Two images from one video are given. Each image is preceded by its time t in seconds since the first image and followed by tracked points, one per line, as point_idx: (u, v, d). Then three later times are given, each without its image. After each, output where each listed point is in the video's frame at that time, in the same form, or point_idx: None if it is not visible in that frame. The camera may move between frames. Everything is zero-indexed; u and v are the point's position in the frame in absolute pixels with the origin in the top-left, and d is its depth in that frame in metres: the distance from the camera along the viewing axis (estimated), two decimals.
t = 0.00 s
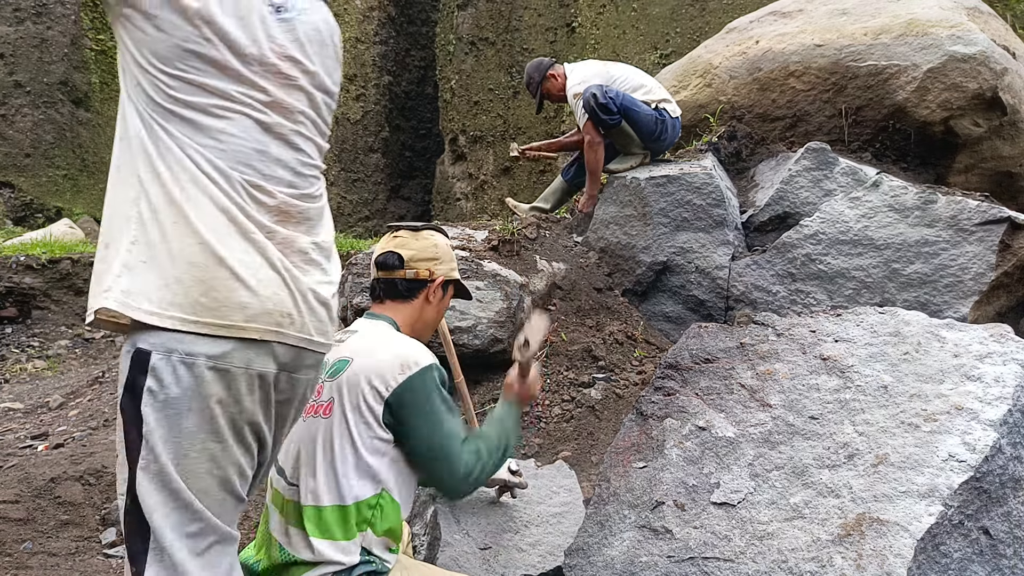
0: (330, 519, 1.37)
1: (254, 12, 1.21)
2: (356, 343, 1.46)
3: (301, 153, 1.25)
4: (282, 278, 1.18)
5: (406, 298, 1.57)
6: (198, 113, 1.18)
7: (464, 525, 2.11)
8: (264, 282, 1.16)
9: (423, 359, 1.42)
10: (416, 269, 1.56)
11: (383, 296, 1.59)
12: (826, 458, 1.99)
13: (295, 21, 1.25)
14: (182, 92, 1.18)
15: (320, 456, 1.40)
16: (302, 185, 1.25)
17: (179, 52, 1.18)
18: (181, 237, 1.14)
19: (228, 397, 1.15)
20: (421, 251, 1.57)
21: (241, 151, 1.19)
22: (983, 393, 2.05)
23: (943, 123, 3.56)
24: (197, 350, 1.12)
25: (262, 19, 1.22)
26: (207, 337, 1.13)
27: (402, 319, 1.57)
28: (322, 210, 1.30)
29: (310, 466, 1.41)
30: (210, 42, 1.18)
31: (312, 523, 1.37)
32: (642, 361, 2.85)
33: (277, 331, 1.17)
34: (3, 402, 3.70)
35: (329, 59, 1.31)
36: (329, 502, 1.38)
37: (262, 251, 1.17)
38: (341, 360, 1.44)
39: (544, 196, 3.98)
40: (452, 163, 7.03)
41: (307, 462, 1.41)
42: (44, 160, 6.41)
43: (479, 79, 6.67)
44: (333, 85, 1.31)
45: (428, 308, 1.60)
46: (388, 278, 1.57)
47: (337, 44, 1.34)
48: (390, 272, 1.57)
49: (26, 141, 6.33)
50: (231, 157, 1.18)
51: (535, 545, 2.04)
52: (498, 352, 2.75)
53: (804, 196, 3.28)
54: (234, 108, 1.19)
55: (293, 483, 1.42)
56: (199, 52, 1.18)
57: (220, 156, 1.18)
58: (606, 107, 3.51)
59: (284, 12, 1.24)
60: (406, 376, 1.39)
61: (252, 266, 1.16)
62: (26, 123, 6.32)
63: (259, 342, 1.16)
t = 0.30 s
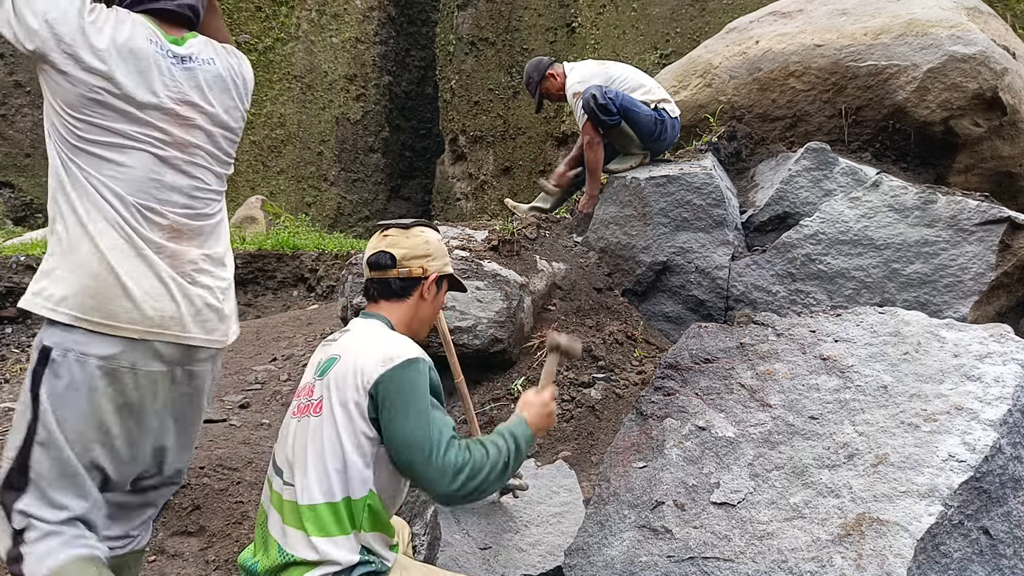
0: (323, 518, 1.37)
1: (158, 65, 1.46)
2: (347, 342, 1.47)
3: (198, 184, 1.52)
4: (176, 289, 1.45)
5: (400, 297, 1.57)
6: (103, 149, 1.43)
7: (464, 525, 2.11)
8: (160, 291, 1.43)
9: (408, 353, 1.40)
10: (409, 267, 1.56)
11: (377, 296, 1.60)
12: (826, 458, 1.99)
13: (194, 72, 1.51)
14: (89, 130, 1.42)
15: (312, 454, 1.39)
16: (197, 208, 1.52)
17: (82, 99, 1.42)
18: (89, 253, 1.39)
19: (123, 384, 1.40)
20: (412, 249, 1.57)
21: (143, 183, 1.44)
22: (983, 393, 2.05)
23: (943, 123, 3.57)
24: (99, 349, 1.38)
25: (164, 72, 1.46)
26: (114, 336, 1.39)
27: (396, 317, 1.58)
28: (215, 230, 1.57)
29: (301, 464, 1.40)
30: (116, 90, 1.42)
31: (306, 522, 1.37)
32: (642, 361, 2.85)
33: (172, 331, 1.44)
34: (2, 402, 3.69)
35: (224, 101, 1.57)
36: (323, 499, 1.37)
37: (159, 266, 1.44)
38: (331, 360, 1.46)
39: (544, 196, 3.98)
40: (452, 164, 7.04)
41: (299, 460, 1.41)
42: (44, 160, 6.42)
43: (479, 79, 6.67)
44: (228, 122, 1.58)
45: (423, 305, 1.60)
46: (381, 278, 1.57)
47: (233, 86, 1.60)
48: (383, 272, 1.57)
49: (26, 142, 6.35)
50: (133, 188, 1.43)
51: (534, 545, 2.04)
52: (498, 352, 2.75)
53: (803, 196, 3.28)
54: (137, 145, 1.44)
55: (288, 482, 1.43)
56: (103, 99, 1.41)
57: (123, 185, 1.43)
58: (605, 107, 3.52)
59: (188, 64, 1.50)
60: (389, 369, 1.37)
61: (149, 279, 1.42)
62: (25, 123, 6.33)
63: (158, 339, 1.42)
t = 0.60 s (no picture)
0: (329, 516, 1.37)
1: (115, 60, 1.65)
2: (354, 341, 1.47)
3: (149, 170, 1.68)
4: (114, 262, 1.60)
5: (402, 297, 1.57)
6: (58, 133, 1.62)
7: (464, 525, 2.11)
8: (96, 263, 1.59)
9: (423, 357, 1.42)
10: (412, 268, 1.56)
11: (379, 296, 1.59)
12: (825, 458, 1.99)
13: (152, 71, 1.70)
14: (53, 121, 1.61)
15: (318, 452, 1.39)
16: (149, 191, 1.68)
17: (49, 92, 1.61)
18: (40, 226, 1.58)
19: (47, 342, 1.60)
20: (415, 250, 1.57)
21: (93, 166, 1.61)
22: (983, 393, 2.05)
23: (943, 123, 3.56)
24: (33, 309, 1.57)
25: (123, 69, 1.66)
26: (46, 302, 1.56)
27: (398, 317, 1.57)
28: (169, 210, 1.73)
29: (307, 462, 1.40)
30: (75, 83, 1.61)
31: (310, 520, 1.37)
32: (642, 361, 2.85)
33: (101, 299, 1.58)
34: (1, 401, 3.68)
35: (180, 96, 1.75)
36: (329, 498, 1.38)
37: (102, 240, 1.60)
38: (339, 358, 1.46)
39: (544, 196, 3.97)
40: (452, 164, 7.02)
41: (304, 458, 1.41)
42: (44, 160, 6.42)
43: (479, 79, 6.66)
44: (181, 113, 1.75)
45: (425, 307, 1.60)
46: (384, 278, 1.57)
47: (189, 85, 1.78)
48: (386, 272, 1.57)
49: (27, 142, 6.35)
50: (84, 171, 1.61)
51: (535, 545, 2.04)
52: (498, 352, 2.75)
53: (803, 196, 3.28)
54: (86, 134, 1.62)
55: (293, 479, 1.42)
56: (65, 94, 1.61)
57: (77, 168, 1.61)
58: (606, 107, 3.52)
59: (147, 62, 1.70)
60: (403, 374, 1.39)
61: (86, 253, 1.58)
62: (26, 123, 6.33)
63: (84, 308, 1.58)
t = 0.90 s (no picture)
0: (327, 516, 1.37)
1: (75, 77, 1.78)
2: (346, 341, 1.48)
3: (106, 174, 1.81)
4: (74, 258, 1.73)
5: (400, 297, 1.57)
6: (25, 146, 1.76)
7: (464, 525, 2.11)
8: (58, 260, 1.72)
9: (410, 348, 1.42)
10: (409, 269, 1.56)
11: (378, 296, 1.59)
12: (826, 458, 1.99)
13: (111, 86, 1.83)
14: (19, 135, 1.77)
15: (312, 451, 1.39)
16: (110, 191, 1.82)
17: (15, 111, 1.76)
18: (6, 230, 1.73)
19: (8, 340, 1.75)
20: (412, 250, 1.57)
21: (54, 172, 1.76)
22: (983, 393, 2.05)
23: (943, 123, 3.57)
24: None
25: (83, 87, 1.79)
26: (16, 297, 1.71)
27: (396, 317, 1.58)
28: (128, 209, 1.86)
29: (302, 463, 1.40)
30: (39, 102, 1.75)
31: (307, 520, 1.37)
32: (642, 361, 2.85)
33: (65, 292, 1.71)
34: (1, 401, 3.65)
35: (138, 106, 1.88)
36: (324, 496, 1.38)
37: (61, 240, 1.74)
38: (331, 358, 1.46)
39: (544, 196, 3.97)
40: (452, 164, 7.01)
41: (299, 457, 1.41)
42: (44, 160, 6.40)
43: (479, 79, 6.66)
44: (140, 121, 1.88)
45: (423, 307, 1.60)
46: (381, 279, 1.58)
47: (149, 96, 1.91)
48: (383, 273, 1.57)
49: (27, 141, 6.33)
50: (48, 179, 1.76)
51: (535, 545, 2.04)
52: (498, 352, 2.76)
53: (803, 196, 3.28)
54: (50, 145, 1.76)
55: (289, 479, 1.42)
56: (29, 112, 1.75)
57: (42, 177, 1.76)
58: (606, 108, 3.51)
59: (109, 80, 1.83)
60: (389, 366, 1.39)
61: (49, 251, 1.72)
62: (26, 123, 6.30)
63: (43, 297, 1.71)
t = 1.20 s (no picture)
0: (327, 516, 1.38)
1: (58, 55, 1.86)
2: (350, 342, 1.48)
3: (89, 143, 1.87)
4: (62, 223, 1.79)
5: (400, 298, 1.58)
6: (9, 119, 1.82)
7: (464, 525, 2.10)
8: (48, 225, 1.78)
9: (419, 355, 1.44)
10: (409, 270, 1.57)
11: (378, 297, 1.59)
12: (826, 458, 1.99)
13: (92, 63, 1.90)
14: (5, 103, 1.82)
15: (316, 452, 1.39)
16: (94, 157, 1.88)
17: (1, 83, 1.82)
18: None
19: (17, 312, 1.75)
20: (412, 252, 1.58)
21: (39, 141, 1.82)
22: (983, 393, 2.05)
23: (943, 123, 3.57)
24: None
25: (64, 62, 1.86)
26: (8, 257, 1.75)
27: (396, 318, 1.58)
28: (109, 175, 1.92)
29: (305, 463, 1.40)
30: (25, 74, 1.82)
31: (308, 520, 1.37)
32: (642, 361, 2.85)
33: (54, 252, 1.77)
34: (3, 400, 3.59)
35: (119, 83, 1.95)
36: (326, 497, 1.38)
37: (52, 204, 1.81)
38: (336, 358, 1.46)
39: (544, 197, 3.98)
40: (452, 164, 7.00)
41: (301, 458, 1.41)
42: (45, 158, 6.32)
43: (479, 79, 6.65)
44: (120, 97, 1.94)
45: (422, 308, 1.60)
46: (382, 279, 1.58)
47: (130, 74, 1.98)
48: (383, 274, 1.57)
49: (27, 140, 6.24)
50: (34, 148, 1.81)
51: (534, 545, 2.04)
52: (498, 352, 2.76)
53: (803, 196, 3.28)
54: (34, 116, 1.83)
55: (291, 480, 1.42)
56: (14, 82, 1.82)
57: (30, 146, 1.81)
58: (605, 104, 3.52)
59: (89, 57, 1.90)
60: (398, 370, 1.40)
61: (39, 214, 1.79)
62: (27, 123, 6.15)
63: (43, 256, 1.77)
